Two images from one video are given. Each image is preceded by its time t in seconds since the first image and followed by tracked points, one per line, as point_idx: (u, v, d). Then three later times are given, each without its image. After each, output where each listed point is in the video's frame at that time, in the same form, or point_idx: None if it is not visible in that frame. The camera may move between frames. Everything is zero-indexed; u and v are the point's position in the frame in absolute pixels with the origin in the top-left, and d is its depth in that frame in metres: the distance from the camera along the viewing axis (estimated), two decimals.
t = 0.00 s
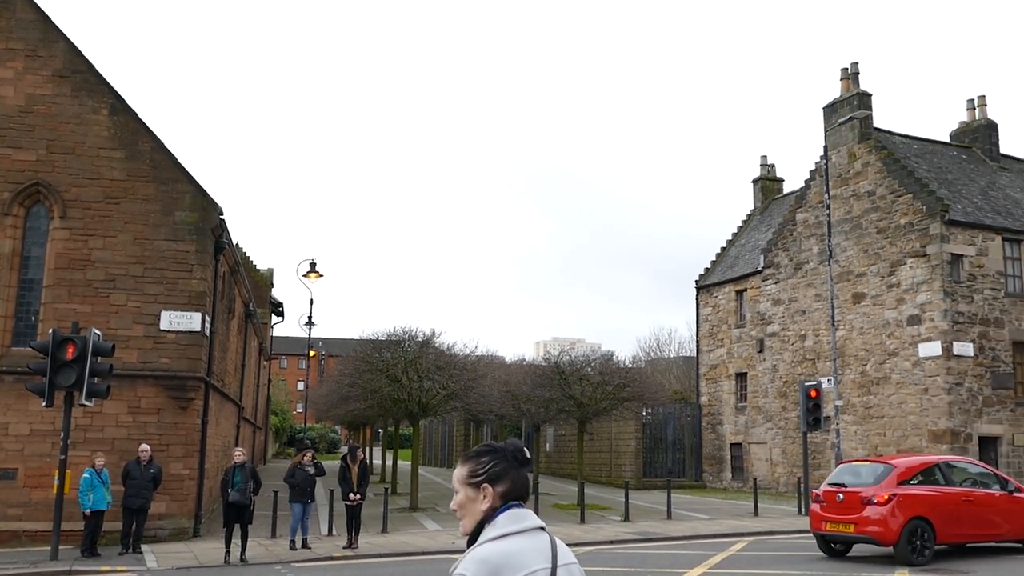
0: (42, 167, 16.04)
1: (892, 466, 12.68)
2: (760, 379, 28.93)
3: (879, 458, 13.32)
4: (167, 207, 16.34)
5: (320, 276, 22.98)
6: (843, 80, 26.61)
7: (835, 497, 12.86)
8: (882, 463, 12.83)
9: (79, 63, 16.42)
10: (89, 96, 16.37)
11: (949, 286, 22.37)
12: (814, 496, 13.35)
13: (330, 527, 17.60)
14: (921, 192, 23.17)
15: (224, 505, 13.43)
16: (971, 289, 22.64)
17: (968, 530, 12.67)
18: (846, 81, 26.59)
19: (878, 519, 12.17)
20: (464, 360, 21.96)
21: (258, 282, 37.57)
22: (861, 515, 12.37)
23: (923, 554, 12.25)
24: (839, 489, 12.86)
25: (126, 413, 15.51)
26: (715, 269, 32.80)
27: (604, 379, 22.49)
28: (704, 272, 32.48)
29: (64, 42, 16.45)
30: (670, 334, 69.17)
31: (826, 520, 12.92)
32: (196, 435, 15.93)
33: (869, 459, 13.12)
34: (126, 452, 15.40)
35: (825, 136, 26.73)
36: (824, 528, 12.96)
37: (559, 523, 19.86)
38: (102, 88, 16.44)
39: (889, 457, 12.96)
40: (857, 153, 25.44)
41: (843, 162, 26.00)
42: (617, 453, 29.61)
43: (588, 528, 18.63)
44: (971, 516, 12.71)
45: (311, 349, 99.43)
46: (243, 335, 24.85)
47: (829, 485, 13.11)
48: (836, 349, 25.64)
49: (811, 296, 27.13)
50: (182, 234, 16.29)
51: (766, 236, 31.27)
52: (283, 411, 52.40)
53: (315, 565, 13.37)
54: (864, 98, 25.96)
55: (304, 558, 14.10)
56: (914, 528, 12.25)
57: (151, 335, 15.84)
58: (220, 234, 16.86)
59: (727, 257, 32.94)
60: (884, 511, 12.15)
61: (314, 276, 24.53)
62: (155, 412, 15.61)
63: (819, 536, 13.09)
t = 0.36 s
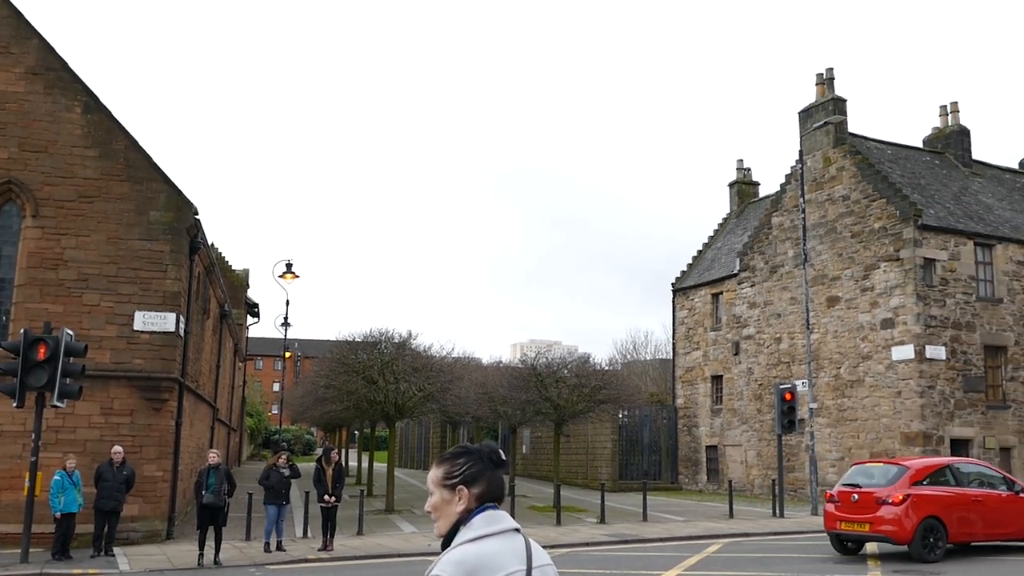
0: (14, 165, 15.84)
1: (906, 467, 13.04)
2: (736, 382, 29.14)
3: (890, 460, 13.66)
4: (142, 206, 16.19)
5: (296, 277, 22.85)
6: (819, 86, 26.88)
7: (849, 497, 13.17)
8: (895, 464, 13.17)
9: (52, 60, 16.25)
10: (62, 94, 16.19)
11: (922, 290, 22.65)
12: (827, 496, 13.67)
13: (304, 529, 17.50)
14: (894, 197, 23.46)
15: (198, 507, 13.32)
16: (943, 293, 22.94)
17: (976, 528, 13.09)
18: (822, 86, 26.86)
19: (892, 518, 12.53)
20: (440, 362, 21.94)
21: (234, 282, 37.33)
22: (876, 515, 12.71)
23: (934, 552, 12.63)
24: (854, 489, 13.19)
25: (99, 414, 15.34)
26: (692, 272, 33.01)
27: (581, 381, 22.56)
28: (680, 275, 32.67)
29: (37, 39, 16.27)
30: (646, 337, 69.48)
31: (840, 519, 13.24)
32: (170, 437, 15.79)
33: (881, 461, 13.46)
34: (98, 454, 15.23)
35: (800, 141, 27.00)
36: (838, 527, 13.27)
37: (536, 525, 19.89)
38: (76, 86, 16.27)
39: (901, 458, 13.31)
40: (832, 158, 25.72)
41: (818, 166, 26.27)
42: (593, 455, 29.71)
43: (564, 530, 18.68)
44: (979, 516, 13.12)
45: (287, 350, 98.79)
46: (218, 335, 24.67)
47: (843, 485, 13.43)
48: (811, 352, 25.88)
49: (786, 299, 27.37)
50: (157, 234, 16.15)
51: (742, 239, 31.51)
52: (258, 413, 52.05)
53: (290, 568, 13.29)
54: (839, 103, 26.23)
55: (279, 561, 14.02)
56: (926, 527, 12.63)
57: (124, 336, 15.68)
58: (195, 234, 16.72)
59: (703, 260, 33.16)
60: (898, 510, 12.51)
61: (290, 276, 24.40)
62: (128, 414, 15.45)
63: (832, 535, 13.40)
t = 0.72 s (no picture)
0: None
1: (918, 467, 13.24)
2: (720, 384, 29.25)
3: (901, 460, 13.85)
4: (125, 205, 16.07)
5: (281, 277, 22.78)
6: (804, 89, 27.03)
7: (863, 497, 13.35)
8: (908, 465, 13.37)
9: (35, 58, 16.12)
10: (45, 92, 16.07)
11: (905, 293, 22.82)
12: (840, 495, 13.84)
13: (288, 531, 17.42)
14: (878, 201, 23.61)
15: (181, 508, 13.23)
16: (926, 295, 23.13)
17: (987, 528, 13.29)
18: (807, 89, 27.00)
19: (906, 517, 12.72)
20: (425, 363, 21.89)
21: (218, 282, 37.14)
22: (889, 514, 12.90)
23: (947, 550, 12.83)
24: (866, 489, 13.37)
25: (81, 414, 15.22)
26: (677, 274, 33.11)
27: (566, 383, 22.58)
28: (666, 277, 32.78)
29: (20, 37, 16.15)
30: (631, 338, 69.69)
31: (853, 518, 13.41)
32: (153, 437, 15.69)
33: (893, 461, 13.65)
34: (80, 455, 15.11)
35: (785, 143, 27.14)
36: (851, 527, 13.45)
37: (520, 526, 19.87)
38: (59, 84, 16.15)
39: (913, 459, 13.50)
40: (817, 161, 25.87)
41: (802, 169, 26.41)
42: (578, 457, 29.75)
43: (548, 531, 18.68)
44: (989, 515, 13.33)
45: (271, 351, 98.36)
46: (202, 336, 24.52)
47: (856, 485, 13.62)
48: (796, 354, 26.00)
49: (771, 302, 27.50)
50: (141, 234, 16.03)
51: (727, 242, 31.64)
52: (242, 413, 51.81)
53: (273, 570, 13.23)
54: (823, 107, 26.39)
55: (262, 562, 13.95)
56: (939, 527, 12.83)
57: (107, 336, 15.56)
58: (179, 234, 16.61)
59: (688, 262, 33.26)
60: (912, 510, 12.70)
61: (275, 277, 24.30)
62: (111, 414, 15.35)
63: (845, 534, 13.57)
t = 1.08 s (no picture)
0: None
1: (931, 467, 13.53)
2: (702, 386, 29.36)
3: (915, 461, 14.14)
4: (106, 204, 15.92)
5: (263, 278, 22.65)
6: (786, 92, 27.19)
7: (877, 497, 13.65)
8: (921, 465, 13.67)
9: (14, 55, 15.95)
10: (25, 90, 15.91)
11: (885, 295, 23.00)
12: (854, 496, 14.13)
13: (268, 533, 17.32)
14: (859, 204, 23.79)
15: (161, 509, 13.11)
16: (906, 298, 23.33)
17: (997, 527, 13.60)
18: (789, 93, 27.17)
19: (920, 516, 13.01)
20: (407, 364, 21.81)
21: (199, 282, 36.87)
22: (903, 514, 13.20)
23: (959, 548, 13.12)
24: (881, 489, 13.67)
25: (59, 415, 15.06)
26: (660, 276, 33.21)
27: (548, 385, 22.58)
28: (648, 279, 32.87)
29: None
30: (613, 340, 69.88)
31: (868, 517, 13.70)
32: (132, 438, 15.54)
33: (907, 462, 13.95)
34: (58, 456, 14.94)
35: (768, 147, 27.29)
36: (865, 526, 13.74)
37: (502, 528, 19.84)
38: (39, 82, 16.00)
39: (927, 459, 13.79)
40: (799, 164, 26.03)
41: (784, 172, 26.57)
42: (560, 458, 29.78)
43: (530, 533, 18.67)
44: (999, 515, 13.63)
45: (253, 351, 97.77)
46: (182, 336, 24.34)
47: (871, 485, 13.91)
48: (777, 356, 26.14)
49: (752, 304, 27.64)
50: (121, 233, 15.88)
51: (709, 244, 31.77)
52: (223, 414, 51.49)
53: (254, 571, 13.14)
54: (805, 110, 26.58)
55: (242, 564, 13.85)
56: (952, 526, 13.11)
57: (87, 336, 15.41)
58: (160, 234, 16.47)
59: (671, 264, 33.38)
60: (926, 509, 13.00)
61: (257, 277, 24.15)
62: (90, 415, 15.20)
63: (860, 533, 13.86)
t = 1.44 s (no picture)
0: None
1: (938, 469, 13.81)
2: (686, 387, 29.46)
3: (920, 463, 14.42)
4: (88, 204, 15.79)
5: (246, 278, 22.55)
6: (770, 95, 27.34)
7: (884, 497, 13.92)
8: (928, 466, 13.95)
9: None
10: (7, 88, 15.80)
11: (868, 298, 23.16)
12: (861, 496, 14.40)
13: (252, 534, 17.23)
14: (842, 207, 23.95)
15: (143, 511, 13.01)
16: (888, 301, 23.50)
17: (1000, 527, 13.91)
18: (773, 96, 27.32)
19: (926, 516, 13.30)
20: (391, 365, 21.74)
21: (182, 282, 36.65)
22: (909, 514, 13.48)
23: (964, 547, 13.43)
24: (888, 489, 13.94)
25: (41, 416, 14.93)
26: (644, 277, 33.31)
27: (532, 386, 22.58)
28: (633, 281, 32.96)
29: None
30: (598, 342, 70.04)
31: (876, 517, 13.97)
32: (114, 439, 15.42)
33: (913, 463, 14.22)
34: (39, 457, 14.81)
35: (752, 149, 27.44)
36: (872, 526, 14.01)
37: (485, 529, 19.81)
38: (21, 80, 15.88)
39: (932, 461, 14.07)
40: (782, 167, 26.19)
41: (768, 175, 26.71)
42: (544, 460, 29.81)
43: (514, 534, 18.65)
44: (1002, 515, 13.94)
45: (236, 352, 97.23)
46: (165, 336, 24.18)
47: (878, 486, 14.18)
48: (760, 358, 26.26)
49: (736, 306, 27.77)
50: (104, 232, 15.75)
51: (693, 246, 31.88)
52: (206, 415, 51.19)
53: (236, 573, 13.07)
54: (789, 113, 26.73)
55: (225, 566, 13.77)
56: (957, 525, 13.41)
57: (68, 336, 15.27)
58: (143, 234, 16.34)
59: (655, 266, 33.48)
60: (933, 509, 13.28)
61: (241, 277, 24.05)
62: (71, 415, 15.08)
63: (867, 532, 14.13)
